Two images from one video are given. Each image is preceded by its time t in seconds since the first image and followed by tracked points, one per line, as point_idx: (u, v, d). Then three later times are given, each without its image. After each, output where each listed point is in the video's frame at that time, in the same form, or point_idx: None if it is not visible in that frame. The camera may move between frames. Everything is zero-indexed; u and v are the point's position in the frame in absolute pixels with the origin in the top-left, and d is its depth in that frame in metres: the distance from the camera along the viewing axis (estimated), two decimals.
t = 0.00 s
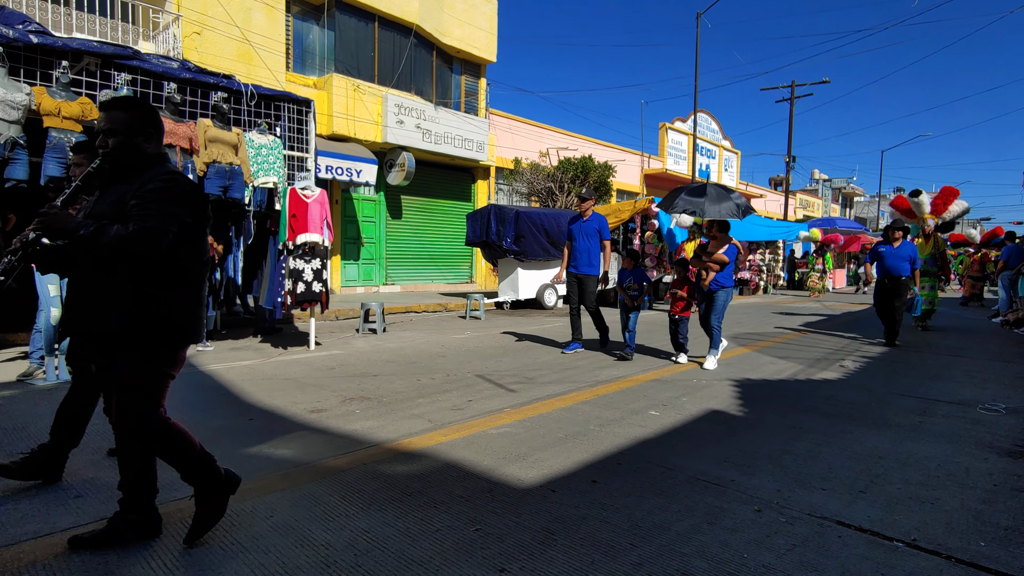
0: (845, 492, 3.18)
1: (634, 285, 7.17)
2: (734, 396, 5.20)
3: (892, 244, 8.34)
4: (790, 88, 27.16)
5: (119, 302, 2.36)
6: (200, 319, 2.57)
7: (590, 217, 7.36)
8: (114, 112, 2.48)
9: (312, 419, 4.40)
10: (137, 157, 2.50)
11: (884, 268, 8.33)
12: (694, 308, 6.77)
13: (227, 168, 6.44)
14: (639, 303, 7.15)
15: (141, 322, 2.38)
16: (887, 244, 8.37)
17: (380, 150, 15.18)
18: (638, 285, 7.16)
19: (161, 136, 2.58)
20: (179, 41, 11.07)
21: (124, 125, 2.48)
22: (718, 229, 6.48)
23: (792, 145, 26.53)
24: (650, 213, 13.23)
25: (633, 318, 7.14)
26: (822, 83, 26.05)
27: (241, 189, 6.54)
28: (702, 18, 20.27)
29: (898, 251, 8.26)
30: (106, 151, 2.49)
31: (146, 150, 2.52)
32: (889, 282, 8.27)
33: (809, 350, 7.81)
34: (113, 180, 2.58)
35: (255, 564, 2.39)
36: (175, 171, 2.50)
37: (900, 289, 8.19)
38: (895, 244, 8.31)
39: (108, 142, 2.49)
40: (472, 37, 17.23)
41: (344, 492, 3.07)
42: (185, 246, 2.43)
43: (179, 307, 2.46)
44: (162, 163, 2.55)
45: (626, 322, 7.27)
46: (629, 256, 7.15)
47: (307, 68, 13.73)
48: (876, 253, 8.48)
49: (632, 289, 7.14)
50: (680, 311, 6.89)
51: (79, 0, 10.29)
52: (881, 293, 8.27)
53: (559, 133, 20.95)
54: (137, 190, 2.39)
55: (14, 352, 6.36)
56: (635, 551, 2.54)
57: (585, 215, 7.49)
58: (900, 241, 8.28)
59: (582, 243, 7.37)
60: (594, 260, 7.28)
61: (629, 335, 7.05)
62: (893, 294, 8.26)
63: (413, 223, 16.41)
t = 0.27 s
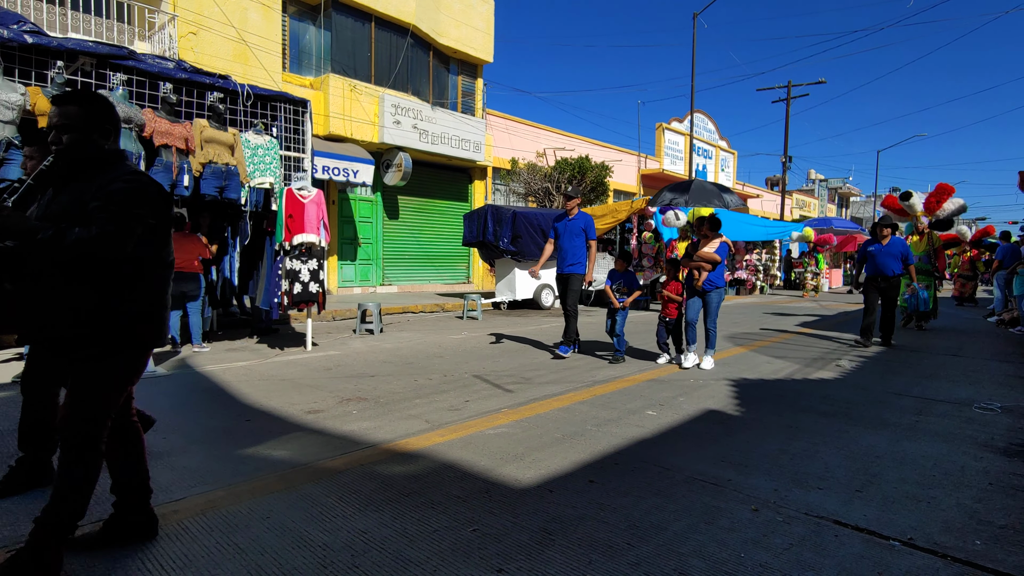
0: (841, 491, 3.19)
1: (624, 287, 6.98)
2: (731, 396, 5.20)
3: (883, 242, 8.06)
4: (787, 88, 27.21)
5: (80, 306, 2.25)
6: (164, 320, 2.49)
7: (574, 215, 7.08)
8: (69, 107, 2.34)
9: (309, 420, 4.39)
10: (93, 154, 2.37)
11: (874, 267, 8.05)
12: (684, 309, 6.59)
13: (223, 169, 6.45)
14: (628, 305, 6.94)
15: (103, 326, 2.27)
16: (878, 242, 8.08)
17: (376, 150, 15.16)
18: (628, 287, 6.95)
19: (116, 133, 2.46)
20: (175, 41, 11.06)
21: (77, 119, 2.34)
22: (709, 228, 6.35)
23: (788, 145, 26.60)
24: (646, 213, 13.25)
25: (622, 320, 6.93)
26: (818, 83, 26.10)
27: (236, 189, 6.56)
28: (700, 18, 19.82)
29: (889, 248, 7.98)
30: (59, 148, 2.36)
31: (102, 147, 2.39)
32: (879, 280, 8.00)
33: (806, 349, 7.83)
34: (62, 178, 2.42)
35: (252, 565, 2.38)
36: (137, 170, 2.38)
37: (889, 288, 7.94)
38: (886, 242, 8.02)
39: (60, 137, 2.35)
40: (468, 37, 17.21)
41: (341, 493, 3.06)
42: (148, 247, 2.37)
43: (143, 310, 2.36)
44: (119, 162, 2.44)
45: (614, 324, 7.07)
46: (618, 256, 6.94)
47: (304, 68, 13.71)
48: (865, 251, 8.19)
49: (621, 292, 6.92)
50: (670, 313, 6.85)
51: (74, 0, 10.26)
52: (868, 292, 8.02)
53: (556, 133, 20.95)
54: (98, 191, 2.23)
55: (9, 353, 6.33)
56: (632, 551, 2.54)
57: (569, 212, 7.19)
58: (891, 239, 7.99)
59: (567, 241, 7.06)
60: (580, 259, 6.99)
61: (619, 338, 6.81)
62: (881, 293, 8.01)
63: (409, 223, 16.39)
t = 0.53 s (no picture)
0: (839, 490, 3.19)
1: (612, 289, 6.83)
2: (729, 395, 5.20)
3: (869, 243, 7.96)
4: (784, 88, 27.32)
5: (17, 316, 2.02)
6: (115, 336, 2.28)
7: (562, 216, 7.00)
8: (15, 102, 2.24)
9: (307, 420, 4.39)
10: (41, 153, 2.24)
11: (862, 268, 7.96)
12: (672, 312, 6.40)
13: (221, 168, 6.43)
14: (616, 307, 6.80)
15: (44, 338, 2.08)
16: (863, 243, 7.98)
17: (374, 150, 15.13)
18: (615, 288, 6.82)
19: (70, 131, 2.34)
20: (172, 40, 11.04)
21: (28, 115, 2.25)
22: (698, 228, 6.17)
23: (786, 145, 26.63)
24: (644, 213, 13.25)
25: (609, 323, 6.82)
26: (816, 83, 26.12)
27: (234, 188, 6.54)
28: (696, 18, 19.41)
29: (876, 249, 7.88)
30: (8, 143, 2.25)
31: (50, 145, 2.27)
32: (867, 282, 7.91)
33: (803, 348, 7.84)
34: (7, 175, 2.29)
35: (250, 565, 2.38)
36: (86, 173, 2.26)
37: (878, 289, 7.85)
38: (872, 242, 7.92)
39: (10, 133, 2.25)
40: (466, 36, 17.21)
41: (339, 493, 3.06)
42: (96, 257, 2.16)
43: (90, 321, 2.16)
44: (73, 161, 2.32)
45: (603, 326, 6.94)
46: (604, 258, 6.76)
47: (301, 67, 13.69)
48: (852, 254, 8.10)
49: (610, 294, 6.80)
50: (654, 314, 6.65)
51: None
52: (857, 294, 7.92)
53: (553, 133, 20.96)
54: (42, 195, 2.10)
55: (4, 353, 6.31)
56: (630, 550, 2.54)
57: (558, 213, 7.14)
58: (877, 239, 7.89)
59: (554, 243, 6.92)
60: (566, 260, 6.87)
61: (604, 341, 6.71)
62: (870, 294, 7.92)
63: (407, 222, 16.38)
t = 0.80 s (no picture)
0: (837, 489, 3.20)
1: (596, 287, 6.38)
2: (727, 395, 5.21)
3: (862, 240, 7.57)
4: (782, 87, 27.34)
5: None
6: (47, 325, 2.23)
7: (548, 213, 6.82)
8: None
9: (305, 419, 4.38)
10: None
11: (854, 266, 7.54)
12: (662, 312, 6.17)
13: (219, 168, 6.42)
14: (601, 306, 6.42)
15: None
16: (857, 240, 7.60)
17: (373, 150, 15.12)
18: (601, 287, 6.36)
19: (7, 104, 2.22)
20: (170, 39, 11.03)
21: None
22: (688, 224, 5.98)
23: (785, 145, 26.63)
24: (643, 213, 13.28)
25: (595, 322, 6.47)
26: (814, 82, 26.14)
27: (232, 188, 6.53)
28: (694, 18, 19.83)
29: (869, 246, 7.49)
30: None
31: None
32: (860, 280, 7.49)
33: (802, 347, 7.86)
34: None
35: (248, 565, 2.37)
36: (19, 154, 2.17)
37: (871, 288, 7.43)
38: (865, 239, 7.53)
39: None
40: (464, 36, 17.20)
41: (338, 493, 3.06)
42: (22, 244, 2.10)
43: (14, 321, 2.10)
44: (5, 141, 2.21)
45: (587, 325, 6.57)
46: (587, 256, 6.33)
47: (300, 67, 13.67)
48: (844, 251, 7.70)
49: (594, 293, 6.32)
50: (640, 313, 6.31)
51: None
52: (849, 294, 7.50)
53: (552, 132, 20.96)
54: None
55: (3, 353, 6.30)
56: (628, 549, 2.54)
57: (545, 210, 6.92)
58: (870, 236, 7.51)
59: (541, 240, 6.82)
60: (552, 257, 6.82)
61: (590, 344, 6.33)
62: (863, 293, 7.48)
63: (406, 222, 16.37)
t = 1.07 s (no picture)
0: (836, 488, 3.21)
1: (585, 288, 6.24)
2: (727, 395, 5.21)
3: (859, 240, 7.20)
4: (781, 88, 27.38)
5: None
6: None
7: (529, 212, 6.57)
8: None
9: (307, 419, 4.40)
10: None
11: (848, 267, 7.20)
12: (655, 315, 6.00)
13: (219, 168, 6.43)
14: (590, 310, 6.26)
15: None
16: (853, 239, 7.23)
17: (373, 150, 15.13)
18: (590, 289, 6.24)
19: None
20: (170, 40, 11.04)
21: None
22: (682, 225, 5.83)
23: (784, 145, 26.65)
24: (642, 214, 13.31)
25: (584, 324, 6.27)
26: (813, 83, 26.12)
27: (232, 188, 6.54)
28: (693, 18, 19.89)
29: (864, 246, 7.14)
30: None
31: None
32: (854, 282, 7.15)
33: (801, 348, 7.86)
34: None
35: (248, 564, 2.38)
36: None
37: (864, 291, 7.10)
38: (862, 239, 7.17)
39: None
40: (464, 36, 17.21)
41: (338, 492, 3.07)
42: None
43: None
44: None
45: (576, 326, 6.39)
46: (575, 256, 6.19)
47: (299, 67, 13.67)
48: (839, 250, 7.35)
49: (582, 294, 6.24)
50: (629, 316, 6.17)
51: None
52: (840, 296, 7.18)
53: (552, 133, 20.97)
54: None
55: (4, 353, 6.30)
56: (628, 548, 2.55)
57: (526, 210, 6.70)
58: (867, 237, 7.15)
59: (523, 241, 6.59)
60: (535, 260, 6.54)
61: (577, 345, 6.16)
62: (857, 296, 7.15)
63: (405, 223, 16.39)
